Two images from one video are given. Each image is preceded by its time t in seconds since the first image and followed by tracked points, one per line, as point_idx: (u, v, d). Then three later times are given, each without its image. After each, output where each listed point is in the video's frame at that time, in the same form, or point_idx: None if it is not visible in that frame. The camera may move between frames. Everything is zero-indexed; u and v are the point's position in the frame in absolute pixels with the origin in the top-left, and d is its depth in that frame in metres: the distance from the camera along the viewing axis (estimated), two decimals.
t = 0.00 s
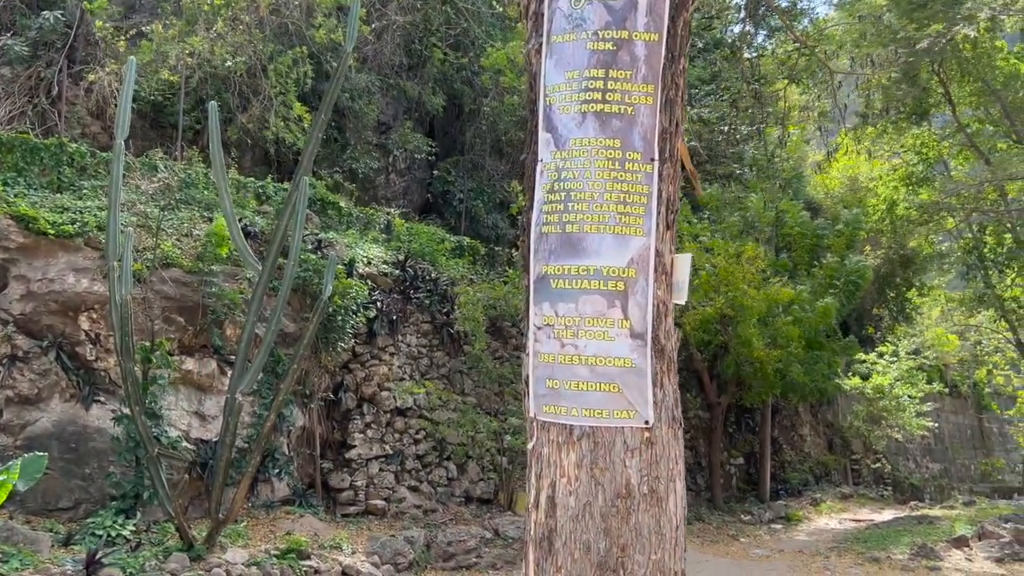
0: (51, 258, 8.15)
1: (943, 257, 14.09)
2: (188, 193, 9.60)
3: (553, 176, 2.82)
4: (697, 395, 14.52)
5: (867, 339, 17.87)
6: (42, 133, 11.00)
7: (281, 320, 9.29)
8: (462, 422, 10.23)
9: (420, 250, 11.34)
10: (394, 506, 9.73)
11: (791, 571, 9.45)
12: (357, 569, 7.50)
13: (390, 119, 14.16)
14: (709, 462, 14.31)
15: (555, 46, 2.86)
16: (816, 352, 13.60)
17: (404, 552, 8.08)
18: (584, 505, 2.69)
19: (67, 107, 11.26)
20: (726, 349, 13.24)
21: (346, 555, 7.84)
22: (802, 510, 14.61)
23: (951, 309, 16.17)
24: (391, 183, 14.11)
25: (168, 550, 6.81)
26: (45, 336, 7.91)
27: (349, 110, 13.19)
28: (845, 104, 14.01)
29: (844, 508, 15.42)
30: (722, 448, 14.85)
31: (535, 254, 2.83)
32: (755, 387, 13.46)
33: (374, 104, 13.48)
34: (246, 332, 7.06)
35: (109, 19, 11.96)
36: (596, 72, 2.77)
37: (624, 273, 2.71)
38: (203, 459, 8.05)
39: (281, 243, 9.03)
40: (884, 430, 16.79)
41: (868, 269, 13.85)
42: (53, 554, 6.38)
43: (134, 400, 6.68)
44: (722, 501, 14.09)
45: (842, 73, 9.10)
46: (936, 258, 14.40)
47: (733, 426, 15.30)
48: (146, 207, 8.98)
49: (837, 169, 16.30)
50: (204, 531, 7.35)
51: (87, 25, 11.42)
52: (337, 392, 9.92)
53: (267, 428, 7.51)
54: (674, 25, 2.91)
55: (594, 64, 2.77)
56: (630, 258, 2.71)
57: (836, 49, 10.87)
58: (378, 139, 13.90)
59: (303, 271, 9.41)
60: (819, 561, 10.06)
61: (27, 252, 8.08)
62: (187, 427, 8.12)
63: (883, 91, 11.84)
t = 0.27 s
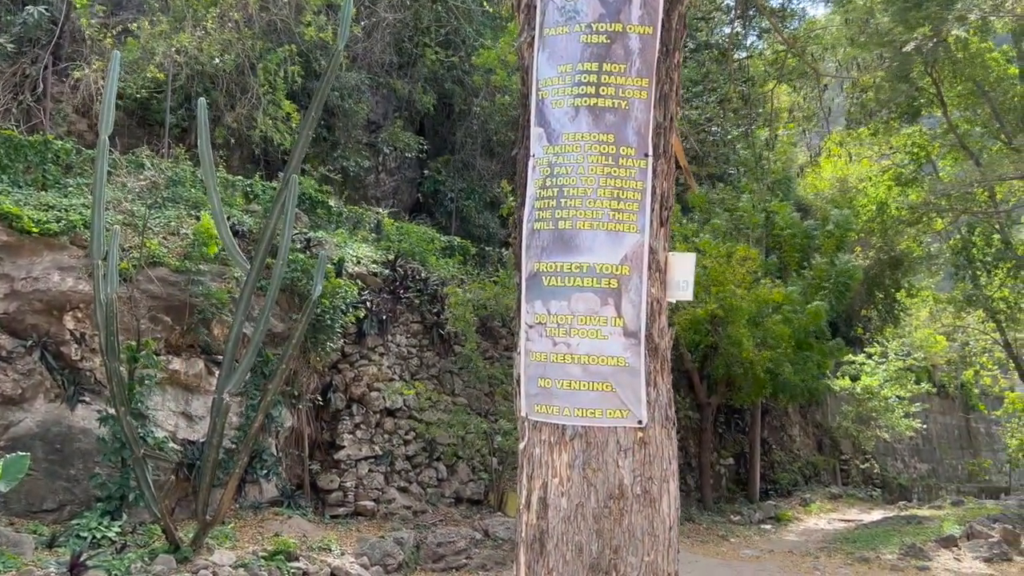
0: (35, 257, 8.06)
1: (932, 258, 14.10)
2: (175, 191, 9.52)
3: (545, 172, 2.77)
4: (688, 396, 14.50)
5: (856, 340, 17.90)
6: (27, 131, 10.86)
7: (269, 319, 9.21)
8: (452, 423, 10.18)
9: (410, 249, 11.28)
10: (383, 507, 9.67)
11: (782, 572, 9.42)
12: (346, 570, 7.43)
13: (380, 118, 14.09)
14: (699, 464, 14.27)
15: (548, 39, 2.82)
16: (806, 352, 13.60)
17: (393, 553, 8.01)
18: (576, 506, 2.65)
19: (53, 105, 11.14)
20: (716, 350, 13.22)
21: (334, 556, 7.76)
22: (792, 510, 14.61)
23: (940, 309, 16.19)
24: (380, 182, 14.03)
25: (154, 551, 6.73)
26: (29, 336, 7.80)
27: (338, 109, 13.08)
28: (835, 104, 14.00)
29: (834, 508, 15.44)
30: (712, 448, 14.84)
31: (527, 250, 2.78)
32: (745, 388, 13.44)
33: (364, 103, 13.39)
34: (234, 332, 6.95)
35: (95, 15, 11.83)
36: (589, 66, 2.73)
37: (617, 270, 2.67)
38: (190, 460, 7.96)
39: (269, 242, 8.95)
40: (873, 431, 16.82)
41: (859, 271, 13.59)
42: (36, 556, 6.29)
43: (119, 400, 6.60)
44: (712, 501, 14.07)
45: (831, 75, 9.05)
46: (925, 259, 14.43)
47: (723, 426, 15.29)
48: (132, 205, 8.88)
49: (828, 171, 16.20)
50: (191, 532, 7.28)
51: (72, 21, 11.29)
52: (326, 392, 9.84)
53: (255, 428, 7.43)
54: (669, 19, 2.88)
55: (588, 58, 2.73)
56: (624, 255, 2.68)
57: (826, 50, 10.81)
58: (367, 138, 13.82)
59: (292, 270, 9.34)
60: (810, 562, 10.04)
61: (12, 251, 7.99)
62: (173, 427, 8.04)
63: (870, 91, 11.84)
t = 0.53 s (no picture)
0: (20, 256, 8.03)
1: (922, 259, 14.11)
2: (163, 189, 9.44)
3: (538, 169, 2.74)
4: (678, 396, 14.48)
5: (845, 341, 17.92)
6: (13, 127, 10.78)
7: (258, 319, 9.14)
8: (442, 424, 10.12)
9: (401, 249, 11.21)
10: (372, 508, 9.61)
11: (773, 573, 9.40)
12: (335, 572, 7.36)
13: (371, 117, 14.01)
14: (691, 463, 14.20)
15: (541, 35, 2.79)
16: (797, 353, 13.60)
17: (382, 555, 7.95)
18: (569, 508, 2.61)
19: (39, 102, 11.05)
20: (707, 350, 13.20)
21: (323, 558, 7.70)
22: (782, 511, 14.62)
23: (929, 311, 16.22)
24: (371, 181, 13.94)
25: (141, 553, 6.66)
26: (15, 335, 7.71)
27: (329, 107, 13.02)
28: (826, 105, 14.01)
29: (823, 509, 15.45)
30: (702, 449, 14.83)
31: (520, 249, 2.75)
32: (736, 388, 13.42)
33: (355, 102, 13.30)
34: (222, 331, 6.89)
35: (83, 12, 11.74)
36: (583, 62, 2.70)
37: (611, 269, 2.63)
38: (177, 461, 7.88)
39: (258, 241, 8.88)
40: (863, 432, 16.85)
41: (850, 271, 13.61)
42: (20, 558, 6.20)
43: (105, 400, 6.51)
44: (702, 502, 14.05)
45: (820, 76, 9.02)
46: (915, 260, 14.45)
47: (714, 427, 15.29)
48: (120, 203, 8.80)
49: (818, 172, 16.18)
50: (179, 534, 7.20)
51: (60, 18, 11.18)
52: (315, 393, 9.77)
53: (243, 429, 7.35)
54: (663, 16, 2.85)
55: (581, 54, 2.70)
56: (617, 254, 2.65)
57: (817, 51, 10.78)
58: (358, 137, 13.75)
59: (281, 270, 9.27)
60: (800, 562, 10.02)
61: None
62: (161, 427, 7.96)
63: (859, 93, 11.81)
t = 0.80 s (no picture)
0: (6, 254, 7.95)
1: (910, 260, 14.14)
2: (151, 188, 9.36)
3: (535, 166, 2.70)
4: (668, 397, 14.47)
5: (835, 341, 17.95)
6: None
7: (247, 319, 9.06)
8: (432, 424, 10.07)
9: (391, 248, 11.14)
10: (362, 510, 9.54)
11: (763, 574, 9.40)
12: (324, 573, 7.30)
13: (361, 116, 13.94)
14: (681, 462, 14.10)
15: (538, 31, 2.75)
16: (787, 354, 13.60)
17: (372, 556, 7.88)
18: (565, 509, 2.57)
19: (26, 99, 10.93)
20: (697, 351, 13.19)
21: (312, 559, 7.63)
22: (772, 512, 14.63)
23: (917, 311, 16.28)
24: (360, 181, 13.84)
25: (127, 555, 6.58)
26: None
27: (318, 106, 12.95)
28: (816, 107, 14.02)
29: (813, 510, 15.47)
30: (692, 450, 14.82)
31: (516, 247, 2.71)
32: (725, 389, 13.42)
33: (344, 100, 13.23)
34: (211, 331, 6.81)
35: (71, 9, 11.62)
36: (580, 58, 2.66)
37: (608, 269, 2.60)
38: (165, 461, 7.81)
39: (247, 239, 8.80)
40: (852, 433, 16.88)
41: (840, 272, 13.62)
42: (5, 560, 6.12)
43: (92, 400, 6.43)
44: (692, 503, 14.04)
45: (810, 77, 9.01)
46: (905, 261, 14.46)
47: (704, 428, 15.28)
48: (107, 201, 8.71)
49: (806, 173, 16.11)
50: (166, 535, 7.13)
51: (47, 15, 11.07)
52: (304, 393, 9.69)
53: (232, 429, 7.27)
54: (661, 12, 2.82)
55: (579, 50, 2.66)
56: (615, 253, 2.61)
57: (807, 51, 10.78)
58: (348, 137, 13.67)
59: (270, 269, 9.20)
60: (790, 564, 10.01)
61: None
62: (149, 428, 7.88)
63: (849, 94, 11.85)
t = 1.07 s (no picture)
0: None
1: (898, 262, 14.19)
2: (138, 186, 9.26)
3: (532, 165, 2.67)
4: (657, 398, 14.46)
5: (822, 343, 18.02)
6: None
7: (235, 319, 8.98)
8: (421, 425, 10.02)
9: (380, 248, 11.07)
10: (350, 511, 9.48)
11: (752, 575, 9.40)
12: None
13: (349, 115, 13.87)
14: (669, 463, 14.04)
15: (536, 28, 2.72)
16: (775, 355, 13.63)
17: (360, 558, 7.83)
18: (562, 513, 2.54)
19: (11, 97, 10.80)
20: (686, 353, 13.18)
21: (300, 562, 7.58)
22: (760, 513, 14.65)
23: (904, 313, 16.36)
24: (349, 180, 13.74)
25: (113, 558, 6.51)
26: None
27: (307, 105, 12.88)
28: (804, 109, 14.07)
29: (800, 511, 15.50)
30: (681, 451, 14.81)
31: (513, 247, 2.68)
32: (714, 391, 13.42)
33: (334, 100, 13.16)
34: (199, 330, 6.73)
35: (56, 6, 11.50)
36: (578, 56, 2.63)
37: (606, 269, 2.57)
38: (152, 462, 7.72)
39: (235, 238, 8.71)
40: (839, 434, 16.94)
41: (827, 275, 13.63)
42: None
43: (77, 401, 6.35)
44: (681, 504, 14.03)
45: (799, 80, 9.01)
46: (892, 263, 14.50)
47: (692, 429, 15.29)
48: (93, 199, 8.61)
49: (794, 175, 15.89)
50: (152, 538, 7.05)
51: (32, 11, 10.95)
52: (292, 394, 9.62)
53: (220, 430, 7.20)
54: (660, 9, 2.79)
55: (577, 47, 2.63)
56: (613, 253, 2.58)
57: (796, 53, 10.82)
58: (337, 136, 13.60)
59: (258, 268, 9.11)
60: (779, 565, 10.02)
61: None
62: (135, 429, 7.79)
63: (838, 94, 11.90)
